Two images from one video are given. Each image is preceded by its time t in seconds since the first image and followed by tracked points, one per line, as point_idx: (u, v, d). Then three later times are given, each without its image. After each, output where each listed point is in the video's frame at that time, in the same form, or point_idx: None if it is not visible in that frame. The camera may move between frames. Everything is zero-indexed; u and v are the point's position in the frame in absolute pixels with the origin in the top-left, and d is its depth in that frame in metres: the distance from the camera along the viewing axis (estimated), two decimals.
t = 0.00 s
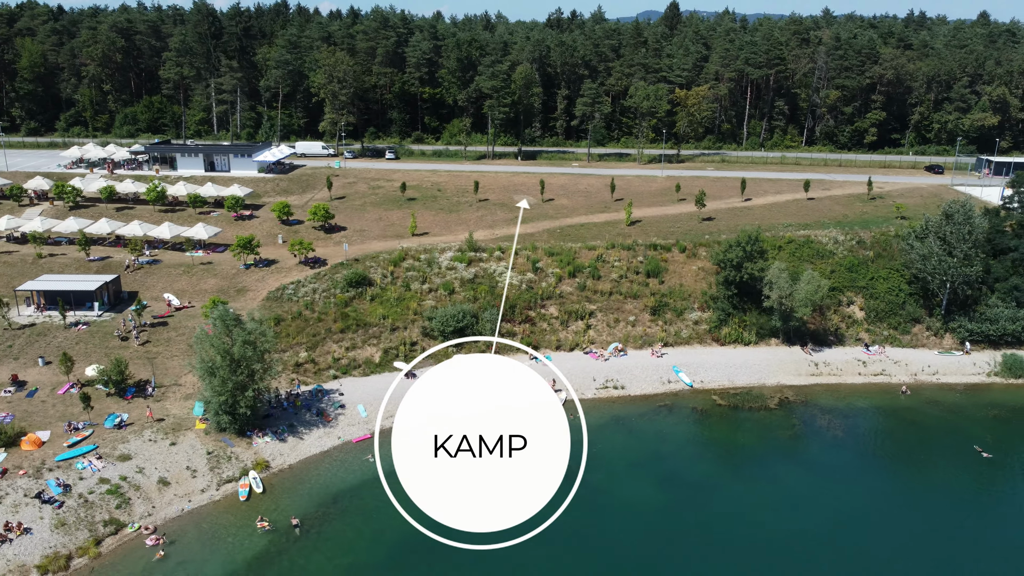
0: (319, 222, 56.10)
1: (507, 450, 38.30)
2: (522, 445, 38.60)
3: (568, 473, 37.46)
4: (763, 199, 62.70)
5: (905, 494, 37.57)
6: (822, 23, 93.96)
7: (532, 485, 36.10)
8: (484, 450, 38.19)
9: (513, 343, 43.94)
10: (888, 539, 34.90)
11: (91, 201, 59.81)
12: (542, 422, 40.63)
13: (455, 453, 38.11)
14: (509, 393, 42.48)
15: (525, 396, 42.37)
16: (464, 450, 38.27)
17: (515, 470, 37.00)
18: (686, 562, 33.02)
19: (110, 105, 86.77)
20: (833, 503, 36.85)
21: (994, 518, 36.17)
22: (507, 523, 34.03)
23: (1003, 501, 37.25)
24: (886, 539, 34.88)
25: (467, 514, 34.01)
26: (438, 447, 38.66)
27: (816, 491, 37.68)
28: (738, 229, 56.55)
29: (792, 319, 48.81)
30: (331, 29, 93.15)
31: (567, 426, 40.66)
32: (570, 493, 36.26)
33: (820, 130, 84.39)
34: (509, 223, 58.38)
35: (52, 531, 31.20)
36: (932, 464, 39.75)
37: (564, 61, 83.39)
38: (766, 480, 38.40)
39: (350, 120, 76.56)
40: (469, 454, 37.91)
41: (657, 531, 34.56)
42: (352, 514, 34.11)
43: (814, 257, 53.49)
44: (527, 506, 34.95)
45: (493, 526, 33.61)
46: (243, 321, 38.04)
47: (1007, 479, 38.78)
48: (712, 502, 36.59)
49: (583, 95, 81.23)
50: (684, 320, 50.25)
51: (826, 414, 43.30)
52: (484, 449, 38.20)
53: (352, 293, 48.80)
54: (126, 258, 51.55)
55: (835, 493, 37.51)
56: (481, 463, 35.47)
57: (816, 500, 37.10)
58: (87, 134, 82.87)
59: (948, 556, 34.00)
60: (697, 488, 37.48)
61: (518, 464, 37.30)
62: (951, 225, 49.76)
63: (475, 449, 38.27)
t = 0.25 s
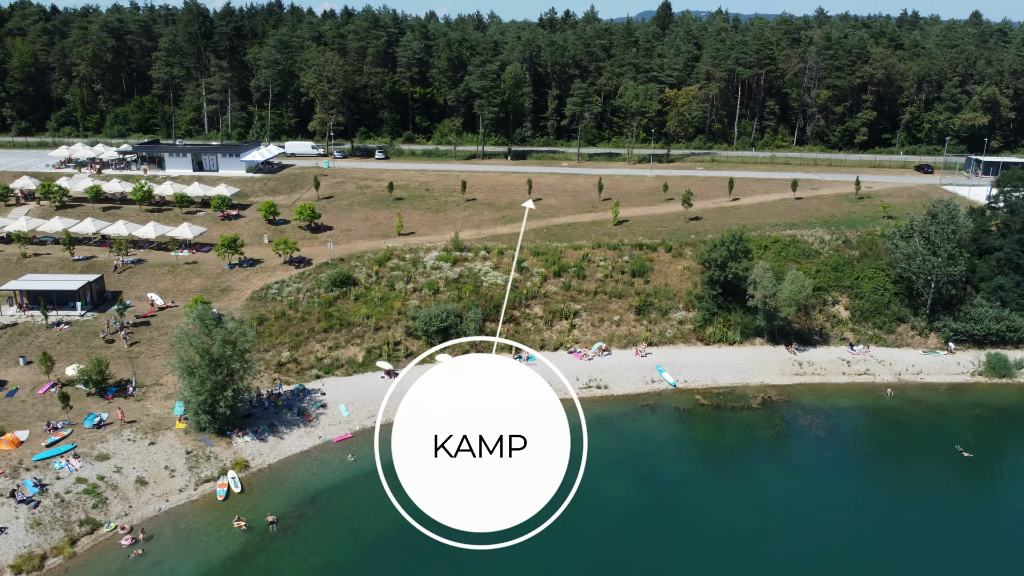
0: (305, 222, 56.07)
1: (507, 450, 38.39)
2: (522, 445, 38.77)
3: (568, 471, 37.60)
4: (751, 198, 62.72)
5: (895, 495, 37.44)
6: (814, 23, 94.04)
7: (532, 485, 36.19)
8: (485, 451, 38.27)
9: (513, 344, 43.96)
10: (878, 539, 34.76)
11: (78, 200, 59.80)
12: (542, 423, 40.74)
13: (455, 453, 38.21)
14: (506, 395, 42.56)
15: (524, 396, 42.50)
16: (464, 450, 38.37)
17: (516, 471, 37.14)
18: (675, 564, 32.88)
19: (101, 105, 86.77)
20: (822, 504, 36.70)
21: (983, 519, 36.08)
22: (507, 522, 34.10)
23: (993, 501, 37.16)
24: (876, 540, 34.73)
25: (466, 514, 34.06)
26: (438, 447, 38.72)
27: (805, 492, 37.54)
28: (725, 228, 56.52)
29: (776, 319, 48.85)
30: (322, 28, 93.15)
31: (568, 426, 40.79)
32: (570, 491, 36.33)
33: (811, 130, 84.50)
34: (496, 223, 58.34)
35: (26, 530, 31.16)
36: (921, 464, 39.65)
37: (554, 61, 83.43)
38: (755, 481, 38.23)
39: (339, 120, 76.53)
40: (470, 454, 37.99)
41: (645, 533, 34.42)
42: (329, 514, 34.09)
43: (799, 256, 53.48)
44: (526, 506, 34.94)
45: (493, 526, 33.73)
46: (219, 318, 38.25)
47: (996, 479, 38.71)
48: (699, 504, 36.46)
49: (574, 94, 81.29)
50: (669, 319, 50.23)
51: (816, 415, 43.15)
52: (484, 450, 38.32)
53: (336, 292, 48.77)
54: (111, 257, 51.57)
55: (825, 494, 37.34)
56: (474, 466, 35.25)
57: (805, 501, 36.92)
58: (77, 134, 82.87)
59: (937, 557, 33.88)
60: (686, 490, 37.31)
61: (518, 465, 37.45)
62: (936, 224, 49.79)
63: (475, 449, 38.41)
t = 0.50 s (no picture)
0: (292, 221, 56.04)
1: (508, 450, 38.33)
2: (522, 445, 38.69)
3: (569, 467, 37.70)
4: (739, 198, 62.72)
5: (883, 494, 37.38)
6: (805, 23, 94.08)
7: (533, 484, 36.18)
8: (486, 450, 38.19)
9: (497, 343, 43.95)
10: (868, 538, 34.70)
11: (66, 200, 59.77)
12: (542, 423, 40.71)
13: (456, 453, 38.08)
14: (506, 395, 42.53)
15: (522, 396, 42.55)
16: (464, 450, 38.28)
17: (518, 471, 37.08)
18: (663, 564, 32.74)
19: (92, 104, 86.74)
20: (810, 505, 36.61)
21: (971, 519, 36.06)
22: (507, 523, 34.08)
23: (981, 501, 37.15)
24: (865, 539, 34.62)
25: (466, 514, 34.03)
26: (438, 447, 38.62)
27: (794, 493, 37.45)
28: (712, 228, 56.49)
29: (761, 318, 48.86)
30: (313, 28, 93.13)
31: (568, 426, 40.75)
32: (572, 488, 36.45)
33: (803, 130, 84.50)
34: (484, 222, 58.30)
35: (3, 530, 31.12)
36: (910, 465, 39.61)
37: (545, 60, 83.41)
38: (743, 482, 38.12)
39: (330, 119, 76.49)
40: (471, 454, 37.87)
41: (632, 533, 34.31)
42: (308, 513, 34.06)
43: (786, 256, 53.46)
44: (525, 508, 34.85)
45: (494, 526, 33.77)
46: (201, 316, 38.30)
47: (984, 479, 38.72)
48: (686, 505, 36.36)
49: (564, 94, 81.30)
50: (654, 319, 50.22)
51: (804, 416, 43.08)
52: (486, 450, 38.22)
53: (321, 292, 48.74)
54: (97, 257, 51.55)
55: (813, 495, 37.24)
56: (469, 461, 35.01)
57: (794, 502, 36.82)
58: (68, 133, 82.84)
59: (925, 557, 33.80)
60: (674, 491, 37.19)
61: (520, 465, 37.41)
62: (921, 223, 49.77)
63: (475, 449, 38.29)
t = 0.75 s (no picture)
0: (278, 220, 56.03)
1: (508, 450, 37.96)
2: (522, 445, 38.29)
3: (569, 466, 37.78)
4: (727, 197, 62.71)
5: (871, 492, 37.35)
6: (796, 22, 94.12)
7: (534, 485, 36.01)
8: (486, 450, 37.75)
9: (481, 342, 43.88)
10: (858, 537, 34.65)
11: (52, 199, 59.72)
12: (540, 422, 40.46)
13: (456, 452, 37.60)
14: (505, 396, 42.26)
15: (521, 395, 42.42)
16: (464, 450, 37.80)
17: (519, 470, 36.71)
18: (646, 563, 32.66)
19: (82, 104, 86.63)
20: (799, 504, 36.54)
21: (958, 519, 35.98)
22: (506, 523, 33.93)
23: (969, 501, 37.02)
24: (850, 538, 34.51)
25: (466, 515, 33.78)
26: (438, 447, 38.17)
27: (782, 492, 37.41)
28: (698, 226, 56.51)
29: (745, 316, 48.86)
30: (304, 27, 93.03)
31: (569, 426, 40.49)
32: (574, 486, 36.55)
33: (793, 129, 84.49)
34: (470, 221, 58.25)
35: None
36: (897, 465, 39.50)
37: (536, 59, 83.38)
38: (728, 481, 38.00)
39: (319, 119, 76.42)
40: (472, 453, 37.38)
41: (626, 533, 34.26)
42: (285, 512, 33.98)
43: (772, 254, 53.46)
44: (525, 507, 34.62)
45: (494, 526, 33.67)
46: (181, 315, 38.33)
47: (972, 478, 38.63)
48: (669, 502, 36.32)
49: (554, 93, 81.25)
50: (639, 317, 50.20)
51: (791, 415, 42.98)
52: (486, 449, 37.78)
53: (305, 290, 48.70)
54: (82, 256, 51.51)
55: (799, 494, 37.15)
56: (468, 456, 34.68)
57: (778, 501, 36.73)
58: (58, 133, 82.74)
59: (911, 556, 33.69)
60: (660, 490, 37.07)
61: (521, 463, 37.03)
62: (906, 222, 49.91)
63: (475, 449, 37.81)
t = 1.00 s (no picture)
0: (265, 219, 56.04)
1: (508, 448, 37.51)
2: (522, 443, 37.73)
3: (570, 465, 37.76)
4: (715, 196, 62.73)
5: (861, 492, 37.28)
6: (788, 22, 94.24)
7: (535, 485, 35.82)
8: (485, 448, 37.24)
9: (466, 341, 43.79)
10: (849, 536, 34.49)
11: (39, 198, 59.66)
12: (542, 423, 40.09)
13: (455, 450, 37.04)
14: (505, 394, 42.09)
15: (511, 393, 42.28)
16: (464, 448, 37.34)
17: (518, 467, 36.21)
18: (629, 564, 32.51)
19: (73, 103, 86.56)
20: (790, 505, 36.42)
21: (944, 520, 35.89)
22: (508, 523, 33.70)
23: (957, 501, 36.97)
24: (839, 538, 34.32)
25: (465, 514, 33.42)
26: (438, 447, 37.78)
27: (772, 492, 37.27)
28: (685, 225, 56.51)
29: (731, 315, 48.83)
30: (296, 27, 93.07)
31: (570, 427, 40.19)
32: (576, 484, 36.59)
33: (784, 128, 84.54)
34: (457, 220, 58.21)
35: None
36: (883, 465, 39.40)
37: (526, 59, 83.42)
38: (715, 481, 37.90)
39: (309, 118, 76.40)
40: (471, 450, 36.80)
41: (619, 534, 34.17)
42: (264, 512, 33.91)
43: (758, 254, 53.48)
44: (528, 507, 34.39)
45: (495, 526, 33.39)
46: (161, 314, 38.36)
47: (958, 478, 38.55)
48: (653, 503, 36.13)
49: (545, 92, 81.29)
50: (625, 316, 50.16)
51: (777, 416, 42.85)
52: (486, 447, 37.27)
53: (290, 289, 48.67)
54: (66, 255, 51.45)
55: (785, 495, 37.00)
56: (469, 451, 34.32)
57: (764, 501, 36.55)
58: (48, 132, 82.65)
59: (898, 556, 33.53)
60: (645, 492, 36.90)
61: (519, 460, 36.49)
62: (891, 221, 49.67)
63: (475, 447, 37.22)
